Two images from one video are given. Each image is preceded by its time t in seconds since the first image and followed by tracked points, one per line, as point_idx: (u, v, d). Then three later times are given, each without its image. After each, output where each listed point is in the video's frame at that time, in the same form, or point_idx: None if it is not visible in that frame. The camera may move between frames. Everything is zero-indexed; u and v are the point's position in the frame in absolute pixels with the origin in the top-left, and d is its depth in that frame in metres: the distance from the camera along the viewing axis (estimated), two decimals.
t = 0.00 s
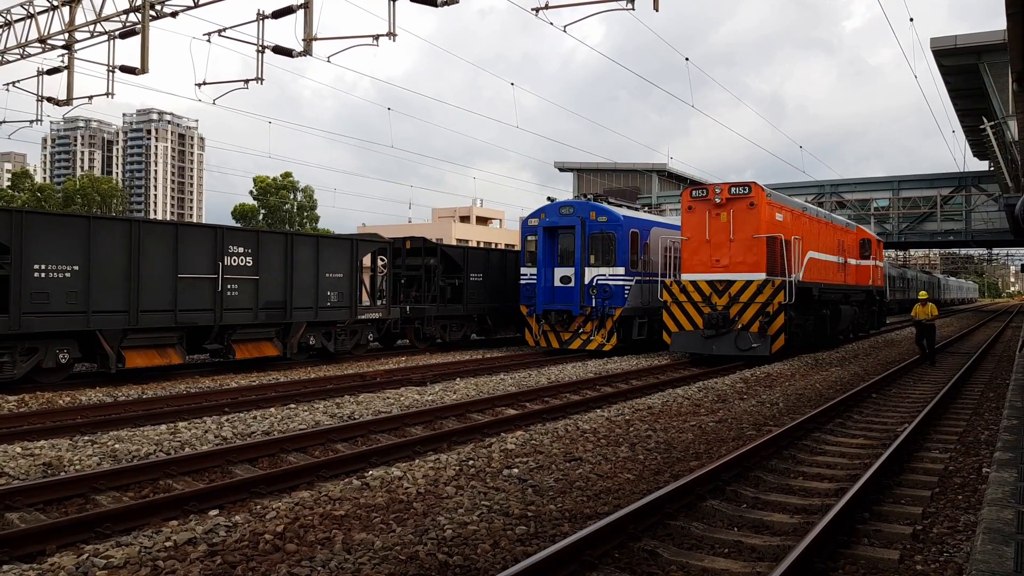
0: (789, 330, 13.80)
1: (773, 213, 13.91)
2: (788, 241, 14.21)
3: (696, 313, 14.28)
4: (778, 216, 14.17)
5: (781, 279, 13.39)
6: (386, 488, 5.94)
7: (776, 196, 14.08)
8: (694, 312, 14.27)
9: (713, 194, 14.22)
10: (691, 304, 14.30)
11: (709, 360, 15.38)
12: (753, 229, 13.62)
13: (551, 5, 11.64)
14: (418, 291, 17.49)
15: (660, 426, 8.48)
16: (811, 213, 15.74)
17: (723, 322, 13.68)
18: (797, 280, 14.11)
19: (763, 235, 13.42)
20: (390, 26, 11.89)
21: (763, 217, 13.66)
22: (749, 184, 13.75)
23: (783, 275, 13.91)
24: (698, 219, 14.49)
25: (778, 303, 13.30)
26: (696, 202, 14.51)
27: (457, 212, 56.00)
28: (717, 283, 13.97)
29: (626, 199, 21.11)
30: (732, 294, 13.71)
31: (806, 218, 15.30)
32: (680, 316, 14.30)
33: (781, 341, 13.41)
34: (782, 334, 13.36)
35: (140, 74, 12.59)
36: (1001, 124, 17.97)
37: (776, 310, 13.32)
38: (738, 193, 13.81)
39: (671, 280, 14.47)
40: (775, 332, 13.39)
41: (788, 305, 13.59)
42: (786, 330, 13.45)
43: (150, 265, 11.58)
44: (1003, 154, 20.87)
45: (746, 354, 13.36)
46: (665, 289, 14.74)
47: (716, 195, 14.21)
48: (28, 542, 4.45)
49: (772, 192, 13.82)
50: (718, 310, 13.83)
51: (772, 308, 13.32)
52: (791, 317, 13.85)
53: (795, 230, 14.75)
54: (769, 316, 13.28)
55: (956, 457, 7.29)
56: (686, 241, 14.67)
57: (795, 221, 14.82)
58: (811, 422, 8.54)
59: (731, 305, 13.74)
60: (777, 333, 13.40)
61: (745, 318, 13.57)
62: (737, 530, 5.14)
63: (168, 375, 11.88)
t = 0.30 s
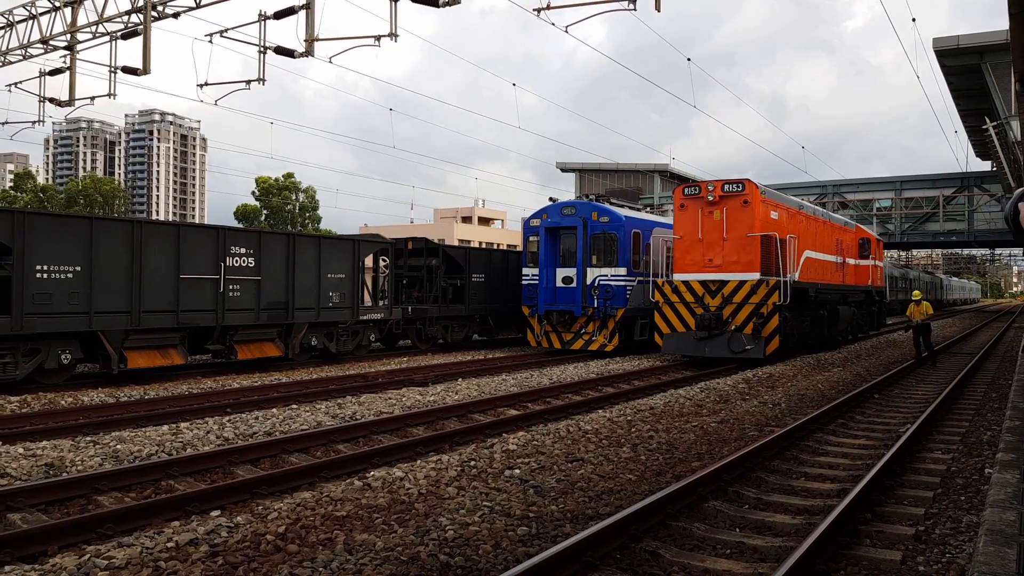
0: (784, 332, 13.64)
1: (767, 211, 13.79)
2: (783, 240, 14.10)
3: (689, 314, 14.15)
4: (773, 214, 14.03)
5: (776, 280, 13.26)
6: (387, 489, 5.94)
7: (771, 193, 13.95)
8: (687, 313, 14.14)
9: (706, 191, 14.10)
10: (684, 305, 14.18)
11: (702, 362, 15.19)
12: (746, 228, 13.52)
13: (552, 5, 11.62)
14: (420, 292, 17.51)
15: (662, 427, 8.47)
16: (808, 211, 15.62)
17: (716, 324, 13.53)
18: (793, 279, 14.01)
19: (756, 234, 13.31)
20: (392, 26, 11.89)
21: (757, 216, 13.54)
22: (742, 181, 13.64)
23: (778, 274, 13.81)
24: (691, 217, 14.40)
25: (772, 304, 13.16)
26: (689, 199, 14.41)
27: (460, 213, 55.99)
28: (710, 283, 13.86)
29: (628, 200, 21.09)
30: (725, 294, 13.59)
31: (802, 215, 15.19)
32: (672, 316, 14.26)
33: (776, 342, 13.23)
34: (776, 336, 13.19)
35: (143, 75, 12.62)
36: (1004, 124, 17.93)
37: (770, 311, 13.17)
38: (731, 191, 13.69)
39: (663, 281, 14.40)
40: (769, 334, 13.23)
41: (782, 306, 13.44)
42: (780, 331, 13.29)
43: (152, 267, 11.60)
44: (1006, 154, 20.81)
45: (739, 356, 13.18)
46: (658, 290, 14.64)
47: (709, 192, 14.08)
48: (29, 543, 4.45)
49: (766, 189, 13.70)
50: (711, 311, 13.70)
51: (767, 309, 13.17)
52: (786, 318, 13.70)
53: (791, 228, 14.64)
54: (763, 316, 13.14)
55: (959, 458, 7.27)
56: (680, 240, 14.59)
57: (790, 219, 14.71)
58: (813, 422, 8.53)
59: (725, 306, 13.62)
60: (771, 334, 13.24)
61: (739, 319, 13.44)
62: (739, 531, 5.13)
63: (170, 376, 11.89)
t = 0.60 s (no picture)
0: (778, 333, 13.37)
1: (761, 209, 13.50)
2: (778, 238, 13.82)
3: (681, 316, 13.82)
4: (768, 212, 13.73)
5: (770, 279, 12.96)
6: (389, 489, 5.95)
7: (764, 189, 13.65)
8: (679, 314, 13.83)
9: (698, 188, 13.78)
10: (675, 306, 13.87)
11: (695, 364, 14.91)
12: (739, 227, 13.20)
13: (553, 6, 11.61)
14: (422, 293, 17.51)
15: (664, 428, 8.46)
16: (803, 210, 15.44)
17: (709, 325, 13.23)
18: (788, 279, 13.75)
19: (750, 232, 13.00)
20: (394, 27, 11.90)
21: (750, 214, 13.23)
22: (736, 177, 13.34)
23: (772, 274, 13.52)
24: (683, 215, 14.08)
25: (766, 305, 12.87)
26: (681, 197, 14.11)
27: (461, 213, 56.01)
28: (702, 283, 13.54)
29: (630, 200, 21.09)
30: (718, 295, 13.27)
31: (797, 214, 14.99)
32: (663, 317, 13.96)
33: (770, 344, 12.97)
34: (770, 338, 12.92)
35: (145, 76, 12.63)
36: (1006, 124, 17.90)
37: (764, 312, 12.88)
38: (724, 188, 13.38)
39: (654, 281, 14.09)
40: (763, 336, 12.94)
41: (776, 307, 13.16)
42: (775, 333, 13.00)
43: (154, 268, 11.61)
44: (1008, 154, 20.79)
45: (732, 359, 12.91)
46: (649, 290, 14.32)
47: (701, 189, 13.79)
48: (33, 543, 4.46)
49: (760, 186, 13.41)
50: (704, 312, 13.40)
51: (760, 310, 12.88)
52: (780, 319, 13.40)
53: (786, 227, 14.40)
54: (757, 318, 12.85)
55: (961, 458, 7.26)
56: (671, 239, 14.27)
57: (785, 217, 14.47)
58: (816, 423, 8.51)
59: (717, 307, 13.32)
60: (765, 336, 12.97)
61: (732, 320, 13.14)
62: (742, 532, 5.12)
63: (173, 376, 11.90)
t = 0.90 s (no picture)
0: (773, 335, 13.08)
1: (754, 207, 13.27)
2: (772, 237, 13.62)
3: (672, 317, 13.54)
4: (762, 211, 13.49)
5: (764, 280, 12.73)
6: (391, 490, 5.95)
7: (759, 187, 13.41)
8: (670, 315, 13.55)
9: (690, 186, 13.53)
10: (667, 307, 13.60)
11: (689, 367, 14.65)
12: (731, 225, 12.95)
13: (554, 6, 11.62)
14: (424, 293, 17.55)
15: (666, 429, 8.45)
16: (800, 208, 15.28)
17: (701, 327, 12.95)
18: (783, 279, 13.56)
19: (743, 231, 12.76)
20: (396, 28, 11.91)
21: (743, 212, 12.99)
22: (729, 175, 13.09)
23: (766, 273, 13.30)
24: (674, 213, 13.83)
25: (760, 306, 12.62)
26: (673, 194, 13.84)
27: (464, 214, 56.02)
28: (694, 283, 13.27)
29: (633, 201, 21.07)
30: (710, 296, 13.02)
31: (793, 213, 14.81)
32: (655, 319, 13.67)
33: (764, 347, 12.65)
34: (764, 340, 12.65)
35: (148, 77, 12.67)
36: (1009, 125, 17.88)
37: (758, 314, 12.63)
38: (717, 185, 13.13)
39: (645, 281, 13.85)
40: (756, 338, 12.67)
41: (770, 308, 12.91)
42: (768, 335, 12.73)
43: (157, 269, 11.64)
44: (1011, 154, 20.76)
45: (724, 361, 12.62)
46: (640, 291, 14.06)
47: (693, 186, 13.52)
48: (37, 542, 4.47)
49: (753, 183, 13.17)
50: (696, 313, 13.13)
51: (754, 312, 12.63)
52: (773, 321, 13.14)
53: (781, 225, 14.22)
54: (750, 319, 12.59)
55: (964, 460, 7.25)
56: (663, 238, 14.00)
57: (780, 216, 14.27)
58: (818, 424, 8.50)
59: (710, 308, 13.05)
60: (759, 338, 12.67)
61: (724, 322, 12.88)
62: (744, 533, 5.12)
63: (176, 376, 11.93)
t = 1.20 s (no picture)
0: (768, 336, 12.83)
1: (749, 205, 13.03)
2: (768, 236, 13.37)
3: (664, 318, 13.29)
4: (757, 208, 13.24)
5: (758, 280, 12.48)
6: (395, 490, 5.96)
7: (753, 183, 13.15)
8: (662, 316, 13.31)
9: (682, 183, 13.30)
10: (658, 307, 13.35)
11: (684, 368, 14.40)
12: (724, 223, 12.72)
13: (558, 8, 11.55)
14: (428, 294, 17.62)
15: (670, 429, 8.45)
16: (798, 206, 15.05)
17: (693, 328, 12.71)
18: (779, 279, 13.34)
19: (737, 229, 12.52)
20: (400, 29, 11.92)
21: (736, 210, 12.75)
22: (722, 171, 12.86)
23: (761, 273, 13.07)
24: (667, 211, 13.60)
25: (754, 307, 12.37)
26: (665, 191, 13.60)
27: (467, 215, 56.04)
28: (687, 283, 13.03)
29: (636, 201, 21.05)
30: (703, 296, 12.77)
31: (791, 210, 14.57)
32: (647, 320, 13.43)
33: (758, 348, 12.41)
34: (758, 342, 12.40)
35: (152, 78, 12.70)
36: (1014, 125, 17.81)
37: (752, 315, 12.38)
38: (709, 182, 12.89)
39: (637, 281, 13.61)
40: (750, 340, 12.42)
41: (764, 309, 12.66)
42: (763, 336, 12.49)
43: (161, 269, 11.67)
44: (1016, 154, 20.69)
45: (718, 363, 12.38)
46: (631, 291, 13.81)
47: (685, 184, 13.29)
48: (42, 542, 4.49)
49: (748, 180, 12.93)
50: (688, 314, 12.88)
51: (748, 313, 12.37)
52: (768, 322, 12.88)
53: (777, 223, 13.98)
54: (744, 320, 12.34)
55: (969, 460, 7.24)
56: (655, 237, 13.79)
57: (777, 214, 14.02)
58: (823, 425, 8.49)
59: (703, 309, 12.80)
60: (753, 340, 12.43)
61: (718, 323, 12.63)
62: (748, 533, 5.11)
63: (179, 377, 11.94)
